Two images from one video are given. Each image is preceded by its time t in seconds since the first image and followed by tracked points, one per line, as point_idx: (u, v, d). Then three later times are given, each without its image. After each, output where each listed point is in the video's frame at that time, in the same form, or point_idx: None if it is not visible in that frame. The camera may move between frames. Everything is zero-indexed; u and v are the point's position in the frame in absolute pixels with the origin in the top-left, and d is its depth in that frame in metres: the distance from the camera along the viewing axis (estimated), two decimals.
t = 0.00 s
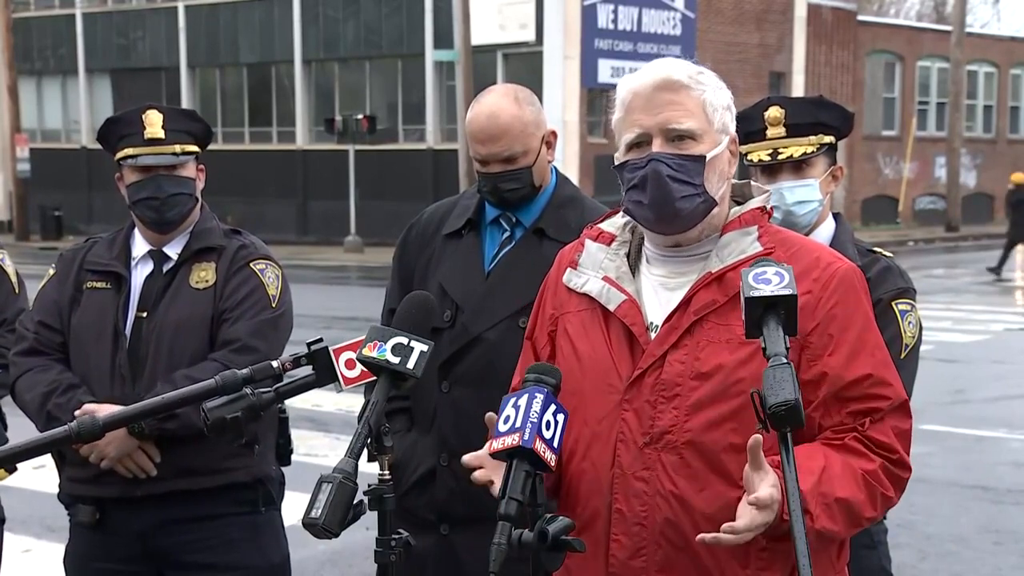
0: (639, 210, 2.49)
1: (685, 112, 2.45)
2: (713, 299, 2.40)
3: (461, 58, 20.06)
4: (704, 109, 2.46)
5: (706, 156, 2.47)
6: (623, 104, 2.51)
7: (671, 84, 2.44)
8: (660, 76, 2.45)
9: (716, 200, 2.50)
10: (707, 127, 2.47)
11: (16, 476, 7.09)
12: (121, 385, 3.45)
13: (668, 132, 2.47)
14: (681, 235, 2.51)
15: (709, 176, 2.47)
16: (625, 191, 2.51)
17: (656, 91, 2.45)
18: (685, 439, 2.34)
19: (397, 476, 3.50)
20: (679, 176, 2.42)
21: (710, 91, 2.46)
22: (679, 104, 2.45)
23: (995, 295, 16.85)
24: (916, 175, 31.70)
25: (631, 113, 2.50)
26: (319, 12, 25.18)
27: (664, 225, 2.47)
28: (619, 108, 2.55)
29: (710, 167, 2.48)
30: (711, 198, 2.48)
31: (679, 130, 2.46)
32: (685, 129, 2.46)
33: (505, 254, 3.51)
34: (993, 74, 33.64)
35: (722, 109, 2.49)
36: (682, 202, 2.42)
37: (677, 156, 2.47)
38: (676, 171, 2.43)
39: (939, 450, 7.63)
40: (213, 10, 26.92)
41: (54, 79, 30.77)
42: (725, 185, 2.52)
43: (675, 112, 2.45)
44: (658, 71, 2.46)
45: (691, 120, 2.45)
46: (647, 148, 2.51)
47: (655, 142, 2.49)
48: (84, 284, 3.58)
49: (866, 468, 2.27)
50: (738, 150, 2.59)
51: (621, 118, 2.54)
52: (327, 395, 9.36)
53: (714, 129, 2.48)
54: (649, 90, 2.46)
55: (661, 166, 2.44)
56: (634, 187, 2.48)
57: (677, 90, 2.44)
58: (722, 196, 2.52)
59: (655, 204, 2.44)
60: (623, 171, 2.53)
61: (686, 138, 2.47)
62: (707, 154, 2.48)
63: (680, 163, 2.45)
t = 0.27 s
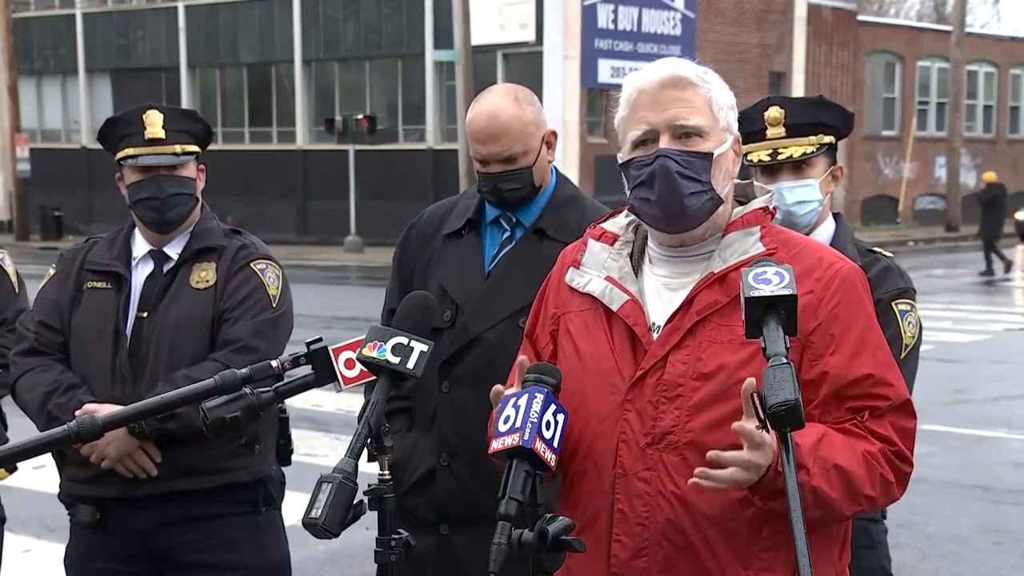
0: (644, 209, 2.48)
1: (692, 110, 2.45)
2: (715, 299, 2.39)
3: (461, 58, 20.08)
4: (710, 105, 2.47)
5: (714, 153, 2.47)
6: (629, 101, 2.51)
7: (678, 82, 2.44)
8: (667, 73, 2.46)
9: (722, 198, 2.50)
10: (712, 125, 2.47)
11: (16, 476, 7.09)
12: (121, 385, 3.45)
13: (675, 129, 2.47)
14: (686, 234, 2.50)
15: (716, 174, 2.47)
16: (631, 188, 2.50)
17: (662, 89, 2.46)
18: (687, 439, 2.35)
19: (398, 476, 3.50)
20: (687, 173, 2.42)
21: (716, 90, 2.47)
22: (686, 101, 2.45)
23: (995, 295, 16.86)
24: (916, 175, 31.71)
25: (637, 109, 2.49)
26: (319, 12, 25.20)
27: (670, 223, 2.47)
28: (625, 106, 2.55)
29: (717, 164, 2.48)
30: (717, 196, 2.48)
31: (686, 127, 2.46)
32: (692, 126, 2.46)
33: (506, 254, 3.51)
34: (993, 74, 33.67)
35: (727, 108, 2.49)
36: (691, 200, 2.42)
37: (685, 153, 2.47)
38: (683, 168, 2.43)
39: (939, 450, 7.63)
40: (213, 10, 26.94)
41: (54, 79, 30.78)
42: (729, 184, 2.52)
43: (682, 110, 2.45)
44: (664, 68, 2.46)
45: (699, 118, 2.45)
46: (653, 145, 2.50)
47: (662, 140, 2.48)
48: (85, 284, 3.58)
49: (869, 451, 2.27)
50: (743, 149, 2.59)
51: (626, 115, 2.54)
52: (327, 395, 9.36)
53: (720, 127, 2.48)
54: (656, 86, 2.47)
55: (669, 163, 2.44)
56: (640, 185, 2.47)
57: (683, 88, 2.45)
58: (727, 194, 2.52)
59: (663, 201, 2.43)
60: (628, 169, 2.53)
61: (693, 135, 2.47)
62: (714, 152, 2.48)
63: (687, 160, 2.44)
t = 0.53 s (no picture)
0: (647, 211, 2.48)
1: (697, 114, 2.45)
2: (717, 299, 2.39)
3: (461, 59, 20.07)
4: (713, 109, 2.46)
5: (717, 157, 2.47)
6: (632, 103, 2.50)
7: (683, 84, 2.44)
8: (669, 78, 2.45)
9: (725, 200, 2.50)
10: (715, 128, 2.47)
11: (16, 476, 7.09)
12: (122, 385, 3.45)
13: (679, 133, 2.46)
14: (689, 236, 2.50)
15: (721, 176, 2.47)
16: (634, 193, 2.51)
17: (665, 92, 2.45)
18: (688, 439, 2.34)
19: (397, 476, 3.50)
20: (692, 179, 2.42)
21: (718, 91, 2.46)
22: (690, 105, 2.44)
23: (995, 295, 16.84)
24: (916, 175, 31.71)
25: (639, 111, 2.49)
26: (319, 12, 25.18)
27: (674, 226, 2.46)
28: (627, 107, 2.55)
29: (721, 168, 2.48)
30: (721, 199, 2.48)
31: (690, 131, 2.45)
32: (696, 131, 2.45)
33: (506, 254, 3.51)
34: (993, 74, 33.68)
35: (730, 110, 2.49)
36: (694, 204, 2.43)
37: (688, 157, 2.47)
38: (688, 173, 2.43)
39: (939, 450, 7.63)
40: (213, 10, 26.93)
41: (54, 79, 30.79)
42: (732, 185, 2.52)
43: (687, 112, 2.45)
44: (667, 71, 2.46)
45: (702, 122, 2.45)
46: (657, 150, 2.50)
47: (667, 144, 2.48)
48: (86, 283, 3.58)
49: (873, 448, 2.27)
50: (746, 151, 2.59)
51: (628, 117, 2.53)
52: (327, 395, 9.36)
53: (723, 130, 2.48)
54: (659, 91, 2.46)
55: (673, 169, 2.43)
56: (644, 191, 2.48)
57: (687, 91, 2.44)
58: (729, 196, 2.52)
59: (668, 205, 2.43)
60: (632, 173, 2.53)
61: (697, 139, 2.47)
62: (718, 155, 2.47)
63: (692, 166, 2.44)
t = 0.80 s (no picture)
0: (648, 212, 2.48)
1: (698, 116, 2.44)
2: (719, 301, 2.40)
3: (461, 59, 20.07)
4: (715, 112, 2.46)
5: (718, 161, 2.47)
6: (633, 105, 2.50)
7: (683, 87, 2.44)
8: (670, 81, 2.45)
9: (725, 202, 2.50)
10: (717, 131, 2.47)
11: (16, 476, 7.09)
12: (122, 384, 3.45)
13: (680, 137, 2.46)
14: (690, 238, 2.50)
15: (721, 179, 2.47)
16: (636, 195, 2.51)
17: (667, 94, 2.45)
18: (689, 441, 2.35)
19: (397, 476, 3.50)
20: (692, 183, 2.42)
21: (719, 94, 2.46)
22: (692, 108, 2.44)
23: (996, 295, 16.84)
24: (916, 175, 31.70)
25: (641, 114, 2.49)
26: (319, 12, 25.18)
27: (675, 229, 2.47)
28: (629, 109, 2.55)
29: (721, 171, 2.48)
30: (722, 201, 2.48)
31: (691, 134, 2.46)
32: (696, 134, 2.45)
33: (506, 254, 3.51)
34: (993, 74, 33.69)
35: (731, 112, 2.49)
36: (695, 208, 2.43)
37: (690, 160, 2.47)
38: (688, 177, 2.43)
39: (939, 450, 7.63)
40: (213, 10, 26.92)
41: (54, 79, 30.79)
42: (733, 187, 2.52)
43: (689, 116, 2.44)
44: (668, 74, 2.46)
45: (703, 125, 2.45)
46: (658, 153, 2.50)
47: (667, 148, 2.48)
48: (86, 284, 3.58)
49: (872, 450, 2.27)
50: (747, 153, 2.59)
51: (629, 118, 2.53)
52: (327, 395, 9.36)
53: (724, 132, 2.48)
54: (660, 93, 2.45)
55: (674, 173, 2.43)
56: (645, 194, 2.48)
57: (688, 95, 2.44)
58: (730, 198, 2.52)
59: (668, 208, 2.44)
60: (633, 175, 2.53)
61: (697, 142, 2.47)
62: (718, 159, 2.48)
63: (693, 170, 2.44)
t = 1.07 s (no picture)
0: (645, 212, 2.48)
1: (694, 116, 2.44)
2: (718, 301, 2.40)
3: (461, 59, 20.07)
4: (711, 112, 2.45)
5: (714, 161, 2.47)
6: (631, 106, 2.51)
7: (680, 87, 2.43)
8: (667, 81, 2.44)
9: (723, 203, 2.50)
10: (713, 132, 2.47)
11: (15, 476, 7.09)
12: (123, 383, 3.45)
13: (675, 137, 2.47)
14: (687, 238, 2.50)
15: (717, 180, 2.47)
16: (632, 195, 2.51)
17: (664, 94, 2.45)
18: (688, 442, 2.34)
19: (397, 476, 3.50)
20: (686, 183, 2.42)
21: (717, 94, 2.46)
22: (689, 108, 2.44)
23: (996, 295, 16.84)
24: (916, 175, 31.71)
25: (639, 114, 2.49)
26: (319, 12, 25.18)
27: (672, 229, 2.47)
28: (628, 109, 2.55)
29: (718, 172, 2.47)
30: (718, 202, 2.48)
31: (686, 135, 2.46)
32: (692, 135, 2.45)
33: (506, 254, 3.51)
34: (993, 74, 33.69)
35: (730, 113, 2.48)
36: (689, 208, 2.43)
37: (686, 161, 2.47)
38: (682, 178, 2.43)
39: (939, 450, 7.63)
40: (213, 10, 26.92)
41: (54, 79, 30.79)
42: (731, 187, 2.52)
43: (684, 117, 2.45)
44: (665, 74, 2.45)
45: (698, 126, 2.45)
46: (654, 152, 2.50)
47: (663, 147, 2.48)
48: (86, 284, 3.58)
49: (865, 450, 2.27)
50: (746, 154, 2.59)
51: (628, 118, 2.54)
52: (327, 395, 9.36)
53: (721, 134, 2.48)
54: (656, 94, 2.45)
55: (667, 173, 2.44)
56: (640, 193, 2.48)
57: (684, 95, 2.43)
58: (729, 198, 2.51)
59: (663, 209, 2.44)
60: (630, 175, 2.53)
61: (693, 143, 2.47)
62: (714, 160, 2.47)
63: (687, 170, 2.44)
